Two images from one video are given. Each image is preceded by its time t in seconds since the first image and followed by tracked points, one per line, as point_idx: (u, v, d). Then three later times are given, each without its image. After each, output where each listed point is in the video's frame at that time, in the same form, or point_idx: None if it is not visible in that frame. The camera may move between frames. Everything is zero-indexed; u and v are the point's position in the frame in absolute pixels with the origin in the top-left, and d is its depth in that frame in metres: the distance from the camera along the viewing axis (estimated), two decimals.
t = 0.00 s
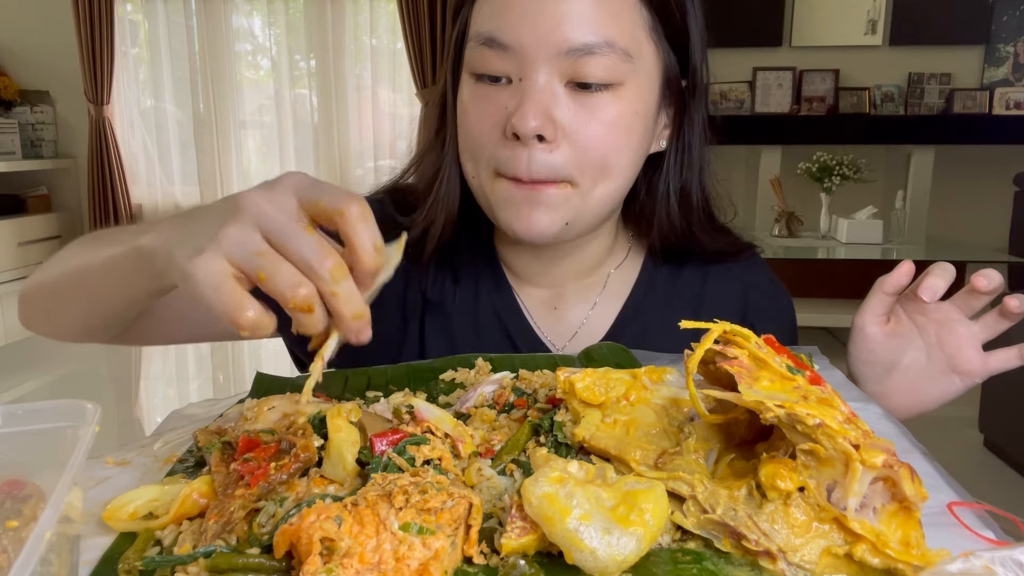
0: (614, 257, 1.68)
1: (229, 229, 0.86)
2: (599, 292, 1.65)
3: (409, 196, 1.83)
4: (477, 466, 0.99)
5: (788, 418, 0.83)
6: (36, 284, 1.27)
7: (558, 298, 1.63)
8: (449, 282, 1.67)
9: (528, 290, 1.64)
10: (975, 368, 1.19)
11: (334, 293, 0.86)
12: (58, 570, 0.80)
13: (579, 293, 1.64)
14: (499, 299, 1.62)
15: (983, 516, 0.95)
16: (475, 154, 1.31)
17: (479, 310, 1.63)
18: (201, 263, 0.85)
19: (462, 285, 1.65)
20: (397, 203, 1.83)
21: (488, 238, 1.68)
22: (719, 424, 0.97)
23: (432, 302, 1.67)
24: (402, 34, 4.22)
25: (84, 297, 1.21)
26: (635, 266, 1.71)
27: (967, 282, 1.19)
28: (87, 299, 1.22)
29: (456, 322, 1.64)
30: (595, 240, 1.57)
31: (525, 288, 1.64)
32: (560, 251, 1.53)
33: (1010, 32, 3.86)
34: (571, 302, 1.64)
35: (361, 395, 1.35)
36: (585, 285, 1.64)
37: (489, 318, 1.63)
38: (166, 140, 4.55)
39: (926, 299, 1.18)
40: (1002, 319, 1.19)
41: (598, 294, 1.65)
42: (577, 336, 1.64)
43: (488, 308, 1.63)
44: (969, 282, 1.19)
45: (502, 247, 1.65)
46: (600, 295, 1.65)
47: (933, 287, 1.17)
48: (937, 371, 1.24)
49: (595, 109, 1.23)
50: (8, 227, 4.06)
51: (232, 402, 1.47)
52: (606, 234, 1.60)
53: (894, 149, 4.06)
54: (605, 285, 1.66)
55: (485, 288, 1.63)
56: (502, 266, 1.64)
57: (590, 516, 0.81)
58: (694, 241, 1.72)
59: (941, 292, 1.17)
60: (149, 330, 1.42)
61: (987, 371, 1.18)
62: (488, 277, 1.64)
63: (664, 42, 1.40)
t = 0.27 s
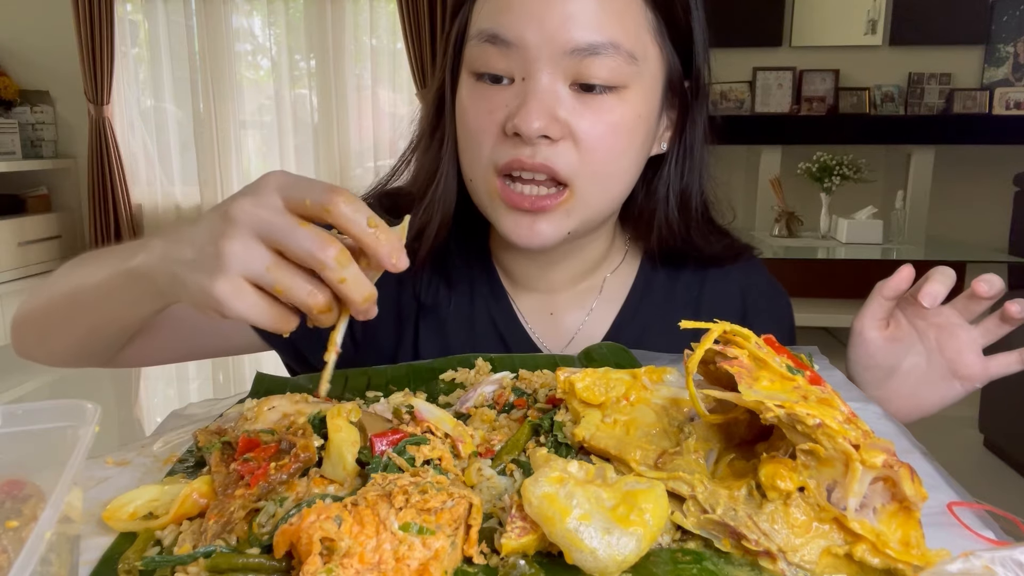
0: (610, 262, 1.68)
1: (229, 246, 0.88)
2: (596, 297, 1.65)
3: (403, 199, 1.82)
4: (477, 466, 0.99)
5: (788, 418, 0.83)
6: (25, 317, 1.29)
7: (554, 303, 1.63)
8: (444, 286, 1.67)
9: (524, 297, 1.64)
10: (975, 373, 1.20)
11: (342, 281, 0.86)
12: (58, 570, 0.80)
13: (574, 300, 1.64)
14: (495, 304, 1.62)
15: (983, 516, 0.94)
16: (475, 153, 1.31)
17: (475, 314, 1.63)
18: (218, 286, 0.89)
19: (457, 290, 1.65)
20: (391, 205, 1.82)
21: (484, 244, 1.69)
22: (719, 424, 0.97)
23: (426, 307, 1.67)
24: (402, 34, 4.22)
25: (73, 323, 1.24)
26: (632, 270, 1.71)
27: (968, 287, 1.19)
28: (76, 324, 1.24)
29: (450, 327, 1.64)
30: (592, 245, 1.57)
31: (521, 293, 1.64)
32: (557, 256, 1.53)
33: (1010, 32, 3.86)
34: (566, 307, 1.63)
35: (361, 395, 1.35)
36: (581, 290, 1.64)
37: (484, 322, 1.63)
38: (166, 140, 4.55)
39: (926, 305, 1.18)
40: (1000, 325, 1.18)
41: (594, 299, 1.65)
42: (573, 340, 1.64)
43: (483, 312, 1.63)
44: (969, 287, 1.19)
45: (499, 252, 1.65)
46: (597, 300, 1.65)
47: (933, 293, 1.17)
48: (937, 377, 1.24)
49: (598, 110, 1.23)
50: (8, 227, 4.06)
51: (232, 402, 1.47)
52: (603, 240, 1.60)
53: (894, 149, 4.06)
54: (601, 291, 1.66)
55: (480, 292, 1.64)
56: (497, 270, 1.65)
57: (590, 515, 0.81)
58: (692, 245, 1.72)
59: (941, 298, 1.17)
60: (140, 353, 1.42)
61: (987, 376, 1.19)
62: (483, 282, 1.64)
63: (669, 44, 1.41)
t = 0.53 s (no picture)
0: (609, 264, 1.67)
1: (225, 237, 0.87)
2: (595, 299, 1.64)
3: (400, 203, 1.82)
4: (477, 466, 0.99)
5: (788, 418, 0.83)
6: (21, 328, 1.29)
7: (552, 306, 1.62)
8: (442, 289, 1.66)
9: (523, 300, 1.63)
10: (975, 377, 1.20)
11: (346, 250, 0.85)
12: (58, 570, 0.80)
13: (573, 302, 1.63)
14: (493, 306, 1.62)
15: (983, 516, 0.94)
16: (472, 156, 1.31)
17: (473, 317, 1.63)
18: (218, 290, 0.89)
19: (455, 292, 1.65)
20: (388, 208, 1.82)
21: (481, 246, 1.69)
22: (719, 424, 0.97)
23: (424, 309, 1.66)
24: (402, 34, 4.22)
25: (68, 329, 1.23)
26: (631, 272, 1.71)
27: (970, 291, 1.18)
28: (71, 331, 1.23)
29: (449, 330, 1.64)
30: (591, 247, 1.56)
31: (520, 296, 1.63)
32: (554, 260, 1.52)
33: (1010, 33, 3.85)
34: (565, 309, 1.63)
35: (361, 395, 1.35)
36: (580, 293, 1.63)
37: (482, 325, 1.63)
38: (166, 140, 4.55)
39: (928, 309, 1.15)
40: (1004, 329, 1.18)
41: (593, 301, 1.64)
42: (573, 341, 1.64)
43: (481, 314, 1.63)
44: (971, 291, 1.18)
45: (496, 255, 1.65)
46: (596, 303, 1.64)
47: (936, 297, 1.14)
48: (938, 381, 1.25)
49: (595, 113, 1.23)
50: (8, 227, 4.07)
51: (232, 402, 1.47)
52: (602, 242, 1.59)
53: (894, 149, 4.06)
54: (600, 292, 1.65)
55: (478, 295, 1.64)
56: (494, 272, 1.64)
57: (590, 515, 0.81)
58: (692, 248, 1.71)
59: (943, 303, 1.15)
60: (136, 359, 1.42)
61: (988, 379, 1.19)
62: (481, 284, 1.64)
63: (669, 47, 1.41)
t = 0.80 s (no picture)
0: (610, 264, 1.67)
1: (198, 267, 0.83)
2: (595, 300, 1.64)
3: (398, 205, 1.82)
4: (478, 466, 0.99)
5: (788, 418, 0.83)
6: (30, 350, 1.32)
7: (553, 307, 1.62)
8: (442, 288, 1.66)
9: (524, 297, 1.63)
10: (976, 381, 1.20)
11: (317, 239, 0.80)
12: (58, 570, 0.80)
13: (574, 303, 1.63)
14: (493, 305, 1.62)
15: (983, 516, 0.94)
16: (466, 153, 1.31)
17: (472, 316, 1.63)
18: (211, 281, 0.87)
19: (455, 290, 1.65)
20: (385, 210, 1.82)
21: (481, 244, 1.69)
22: (719, 424, 0.97)
23: (424, 309, 1.67)
24: (402, 34, 4.22)
25: (70, 342, 1.23)
26: (631, 272, 1.71)
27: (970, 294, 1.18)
28: (72, 343, 1.23)
29: (448, 330, 1.64)
30: (592, 246, 1.56)
31: (520, 295, 1.63)
32: (554, 257, 1.52)
33: (1010, 33, 3.85)
34: (566, 310, 1.63)
35: (361, 395, 1.35)
36: (581, 293, 1.63)
37: (482, 324, 1.63)
38: (166, 140, 4.55)
39: (927, 312, 1.15)
40: (1004, 331, 1.19)
41: (593, 302, 1.64)
42: (573, 341, 1.64)
43: (480, 313, 1.63)
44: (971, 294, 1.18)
45: (496, 253, 1.65)
46: (596, 303, 1.64)
47: (935, 299, 1.14)
48: (938, 384, 1.25)
49: (589, 111, 1.22)
50: (9, 227, 4.07)
51: (232, 402, 1.47)
52: (603, 240, 1.59)
53: (894, 148, 4.06)
54: (600, 293, 1.65)
55: (478, 293, 1.64)
56: (495, 272, 1.65)
57: (590, 515, 0.81)
58: (694, 249, 1.71)
59: (942, 305, 1.15)
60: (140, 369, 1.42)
61: (989, 383, 1.19)
62: (480, 282, 1.64)
63: (667, 48, 1.40)
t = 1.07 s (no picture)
0: (608, 264, 1.67)
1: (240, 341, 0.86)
2: (594, 299, 1.63)
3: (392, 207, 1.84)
4: (477, 466, 0.99)
5: (788, 418, 0.83)
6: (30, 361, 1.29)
7: (552, 307, 1.61)
8: (441, 289, 1.67)
9: (522, 301, 1.63)
10: (973, 376, 1.21)
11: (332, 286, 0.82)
12: (58, 570, 0.80)
13: (572, 303, 1.62)
14: (491, 304, 1.62)
15: (982, 516, 0.94)
16: (461, 149, 1.30)
17: (471, 315, 1.63)
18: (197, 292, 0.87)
19: (454, 290, 1.66)
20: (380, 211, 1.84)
21: (479, 244, 1.69)
22: (719, 424, 0.97)
23: (423, 309, 1.67)
24: (403, 34, 4.21)
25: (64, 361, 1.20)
26: (630, 272, 1.70)
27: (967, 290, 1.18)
28: (64, 363, 1.20)
29: (447, 329, 1.64)
30: (589, 244, 1.55)
31: (517, 295, 1.63)
32: (550, 255, 1.51)
33: (1010, 32, 3.86)
34: (565, 311, 1.62)
35: (361, 395, 1.35)
36: (579, 293, 1.62)
37: (481, 323, 1.63)
38: (166, 140, 4.55)
39: (925, 309, 1.15)
40: (1001, 327, 1.19)
41: (592, 302, 1.63)
42: (572, 341, 1.63)
43: (479, 313, 1.63)
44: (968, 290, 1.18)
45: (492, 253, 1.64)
46: (595, 303, 1.64)
47: (933, 296, 1.14)
48: (935, 381, 1.25)
49: (581, 102, 1.22)
50: (8, 228, 4.09)
51: (232, 402, 1.47)
52: (600, 239, 1.58)
53: (894, 148, 4.07)
54: (598, 293, 1.64)
55: (476, 292, 1.64)
56: (493, 271, 1.64)
57: (590, 515, 0.81)
58: (695, 247, 1.72)
59: (940, 301, 1.15)
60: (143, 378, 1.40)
61: (986, 378, 1.20)
62: (479, 281, 1.64)
63: (661, 44, 1.41)
